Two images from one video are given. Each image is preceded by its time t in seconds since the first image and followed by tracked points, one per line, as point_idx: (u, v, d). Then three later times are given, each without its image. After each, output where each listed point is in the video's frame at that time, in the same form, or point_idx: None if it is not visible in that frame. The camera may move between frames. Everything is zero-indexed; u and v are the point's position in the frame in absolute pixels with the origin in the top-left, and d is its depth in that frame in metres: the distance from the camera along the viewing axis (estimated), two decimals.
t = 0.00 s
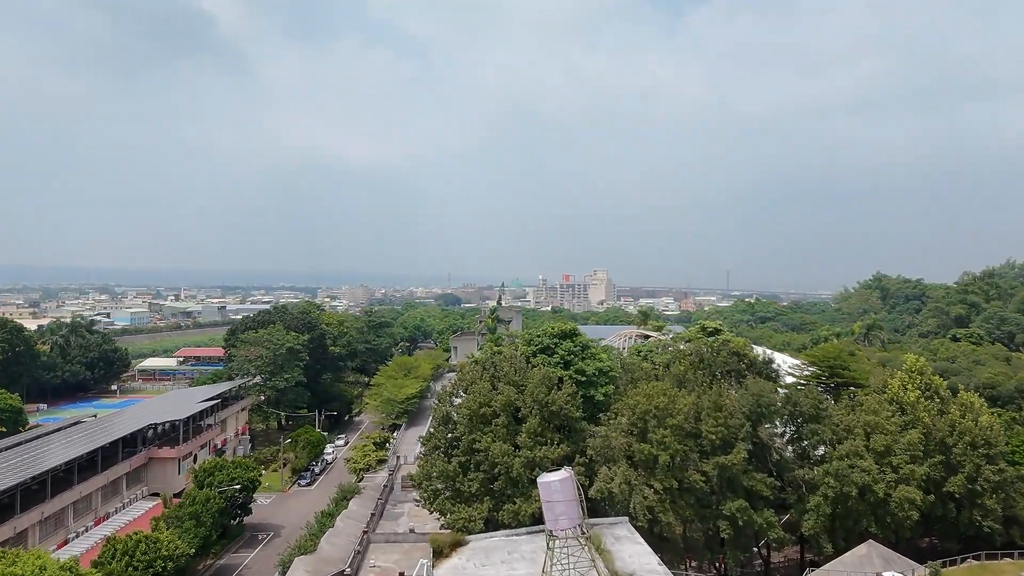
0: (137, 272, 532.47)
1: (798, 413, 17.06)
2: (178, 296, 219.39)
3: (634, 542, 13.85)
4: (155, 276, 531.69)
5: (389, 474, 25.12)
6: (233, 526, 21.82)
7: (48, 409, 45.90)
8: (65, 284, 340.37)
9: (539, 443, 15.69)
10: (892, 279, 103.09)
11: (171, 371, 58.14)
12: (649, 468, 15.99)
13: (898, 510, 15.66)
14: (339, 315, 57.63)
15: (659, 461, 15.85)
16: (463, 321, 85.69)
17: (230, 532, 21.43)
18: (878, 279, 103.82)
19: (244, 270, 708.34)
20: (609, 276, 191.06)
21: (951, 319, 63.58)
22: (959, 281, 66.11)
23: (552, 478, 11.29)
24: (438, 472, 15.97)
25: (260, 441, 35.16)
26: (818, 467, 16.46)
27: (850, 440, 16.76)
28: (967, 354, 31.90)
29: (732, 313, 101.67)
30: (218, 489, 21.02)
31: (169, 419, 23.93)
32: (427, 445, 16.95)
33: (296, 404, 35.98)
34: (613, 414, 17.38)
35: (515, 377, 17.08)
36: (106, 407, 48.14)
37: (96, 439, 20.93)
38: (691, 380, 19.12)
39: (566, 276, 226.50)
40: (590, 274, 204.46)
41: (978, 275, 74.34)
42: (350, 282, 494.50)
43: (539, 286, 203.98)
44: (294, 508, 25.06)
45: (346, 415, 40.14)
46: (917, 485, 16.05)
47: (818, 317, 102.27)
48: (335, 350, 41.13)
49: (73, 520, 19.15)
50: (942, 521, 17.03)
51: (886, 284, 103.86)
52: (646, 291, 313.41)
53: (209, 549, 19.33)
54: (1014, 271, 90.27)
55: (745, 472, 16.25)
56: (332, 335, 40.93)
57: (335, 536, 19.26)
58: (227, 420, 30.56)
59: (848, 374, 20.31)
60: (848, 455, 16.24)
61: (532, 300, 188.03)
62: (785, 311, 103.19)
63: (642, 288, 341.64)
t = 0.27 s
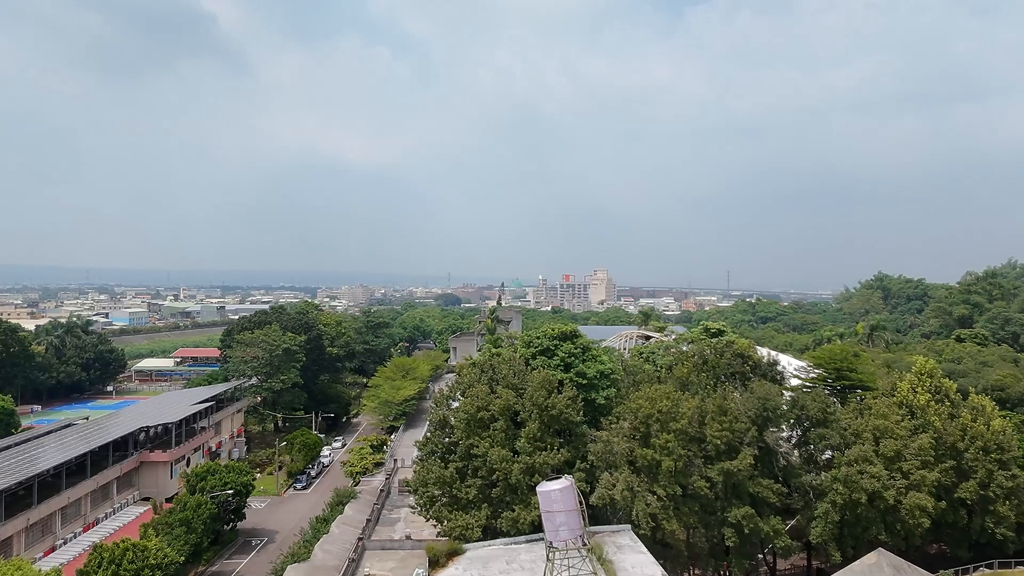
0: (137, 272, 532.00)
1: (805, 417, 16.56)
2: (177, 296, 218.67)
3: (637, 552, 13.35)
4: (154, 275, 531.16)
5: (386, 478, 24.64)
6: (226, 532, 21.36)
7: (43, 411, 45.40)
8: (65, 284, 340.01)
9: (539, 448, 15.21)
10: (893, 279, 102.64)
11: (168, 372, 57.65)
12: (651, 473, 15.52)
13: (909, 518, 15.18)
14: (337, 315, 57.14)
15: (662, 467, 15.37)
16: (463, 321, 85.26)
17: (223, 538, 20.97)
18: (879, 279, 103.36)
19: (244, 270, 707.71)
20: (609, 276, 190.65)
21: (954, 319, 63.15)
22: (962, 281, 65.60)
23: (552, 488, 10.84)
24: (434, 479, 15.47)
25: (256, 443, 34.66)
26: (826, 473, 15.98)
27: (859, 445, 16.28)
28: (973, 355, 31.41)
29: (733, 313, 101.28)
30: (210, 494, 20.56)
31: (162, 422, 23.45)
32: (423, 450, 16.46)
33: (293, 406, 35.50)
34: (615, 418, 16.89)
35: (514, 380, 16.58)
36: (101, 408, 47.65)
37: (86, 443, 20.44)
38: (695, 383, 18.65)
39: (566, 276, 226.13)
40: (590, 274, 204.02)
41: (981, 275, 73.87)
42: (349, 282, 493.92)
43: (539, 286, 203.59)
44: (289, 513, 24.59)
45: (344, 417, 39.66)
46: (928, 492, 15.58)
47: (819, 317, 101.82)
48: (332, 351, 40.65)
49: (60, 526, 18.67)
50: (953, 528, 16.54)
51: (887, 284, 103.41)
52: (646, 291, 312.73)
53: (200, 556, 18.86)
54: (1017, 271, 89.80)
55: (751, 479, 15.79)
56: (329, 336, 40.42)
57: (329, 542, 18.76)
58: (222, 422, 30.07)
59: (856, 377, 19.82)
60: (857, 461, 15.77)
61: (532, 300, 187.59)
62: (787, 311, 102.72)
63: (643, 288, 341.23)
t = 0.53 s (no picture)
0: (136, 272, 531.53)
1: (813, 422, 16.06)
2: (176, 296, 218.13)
3: (640, 562, 12.83)
4: (154, 275, 530.69)
5: (382, 482, 24.16)
6: (218, 537, 20.89)
7: (37, 412, 44.90)
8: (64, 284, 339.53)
9: (538, 454, 14.70)
10: (895, 279, 102.17)
11: (165, 372, 57.15)
12: (654, 480, 15.02)
13: (921, 526, 14.67)
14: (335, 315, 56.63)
15: (665, 473, 14.86)
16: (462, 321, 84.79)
17: (214, 544, 20.51)
18: (881, 279, 102.86)
19: (244, 270, 707.44)
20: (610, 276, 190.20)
21: (957, 319, 62.77)
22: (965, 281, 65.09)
23: (552, 498, 10.45)
24: (430, 485, 14.96)
25: (252, 446, 34.16)
26: (835, 480, 15.48)
27: (868, 450, 15.78)
28: (981, 356, 30.89)
29: (734, 313, 100.83)
30: (202, 500, 20.08)
31: (153, 426, 22.93)
32: (419, 455, 15.97)
33: (289, 408, 35.00)
34: (617, 422, 16.38)
35: (513, 383, 16.07)
36: (97, 409, 47.14)
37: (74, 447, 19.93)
38: (699, 387, 18.14)
39: (566, 276, 225.75)
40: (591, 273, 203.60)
41: (984, 275, 73.38)
42: (349, 282, 493.79)
43: (539, 286, 203.15)
44: (283, 518, 24.11)
45: (341, 419, 39.16)
46: (940, 499, 15.06)
47: (820, 317, 101.37)
48: (329, 352, 40.15)
49: (46, 533, 18.17)
50: (966, 537, 16.03)
51: (889, 284, 102.92)
52: (646, 291, 312.35)
53: (190, 564, 18.37)
54: (1019, 271, 89.31)
55: (757, 485, 15.29)
56: (327, 336, 39.91)
57: (323, 549, 18.26)
58: (216, 424, 29.58)
59: (864, 379, 19.30)
60: (867, 466, 15.26)
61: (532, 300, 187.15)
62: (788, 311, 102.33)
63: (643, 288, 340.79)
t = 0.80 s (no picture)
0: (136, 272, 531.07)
1: (821, 426, 15.55)
2: (175, 296, 217.57)
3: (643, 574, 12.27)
4: (154, 275, 530.20)
5: (378, 487, 23.63)
6: (209, 544, 20.43)
7: (31, 414, 44.40)
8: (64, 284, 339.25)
9: (537, 461, 14.19)
10: (897, 280, 101.71)
11: (161, 373, 56.69)
12: (657, 487, 14.51)
13: (934, 535, 14.16)
14: (333, 315, 56.11)
15: (669, 480, 14.34)
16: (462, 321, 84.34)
17: (206, 551, 20.05)
18: (883, 279, 102.35)
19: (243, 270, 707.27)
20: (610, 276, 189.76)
21: (960, 319, 62.32)
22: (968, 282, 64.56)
23: (552, 510, 9.89)
24: (425, 492, 14.45)
25: (248, 448, 33.62)
26: (844, 487, 14.97)
27: (878, 456, 15.26)
28: (988, 357, 30.36)
29: (735, 313, 100.42)
30: (192, 506, 19.59)
31: (144, 429, 22.43)
32: (415, 461, 15.47)
33: (285, 410, 34.50)
34: (618, 427, 15.87)
35: (511, 387, 15.56)
36: (92, 411, 46.65)
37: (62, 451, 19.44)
38: (703, 390, 17.62)
39: (566, 276, 225.44)
40: (591, 274, 203.17)
41: (987, 275, 72.88)
42: (349, 282, 493.67)
43: (539, 286, 202.84)
44: (277, 523, 23.58)
45: (338, 421, 38.64)
46: (953, 506, 14.55)
47: (822, 317, 100.89)
48: (326, 353, 39.61)
49: (32, 540, 17.65)
50: (979, 545, 15.51)
51: (891, 284, 102.43)
52: (646, 291, 311.96)
53: (179, 573, 17.86)
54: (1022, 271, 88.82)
55: (764, 492, 14.78)
56: (323, 337, 39.43)
57: (316, 557, 17.75)
58: (210, 427, 29.07)
59: (873, 382, 18.76)
60: (878, 473, 14.74)
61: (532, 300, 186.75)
62: (789, 311, 101.91)
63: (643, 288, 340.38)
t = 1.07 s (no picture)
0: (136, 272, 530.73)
1: (830, 432, 15.03)
2: (175, 296, 217.10)
3: None
4: (153, 275, 529.92)
5: (374, 491, 23.11)
6: (200, 550, 19.94)
7: (25, 415, 43.88)
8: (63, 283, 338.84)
9: (535, 468, 13.68)
10: (898, 279, 101.22)
11: (158, 374, 56.20)
12: (661, 495, 13.98)
13: (948, 545, 13.64)
14: (331, 316, 55.62)
15: (673, 487, 13.82)
16: (461, 321, 83.85)
17: (196, 557, 19.57)
18: (885, 279, 101.86)
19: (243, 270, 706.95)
20: (610, 275, 189.30)
21: (964, 320, 61.88)
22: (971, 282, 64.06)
23: (551, 522, 9.38)
24: (420, 500, 13.93)
25: (243, 451, 33.09)
26: (854, 495, 14.45)
27: (890, 462, 14.74)
28: (995, 359, 29.86)
29: (736, 313, 99.93)
30: (182, 512, 19.09)
31: (134, 433, 21.88)
32: (409, 467, 14.95)
33: (281, 411, 34.00)
34: (620, 432, 15.35)
35: (509, 391, 15.05)
36: (86, 412, 46.14)
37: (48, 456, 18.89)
38: (707, 394, 17.09)
39: (566, 276, 225.03)
40: (591, 274, 202.72)
41: (990, 275, 72.38)
42: (349, 282, 493.28)
43: (539, 286, 202.41)
44: (271, 528, 23.07)
45: (335, 423, 38.14)
46: (967, 515, 14.03)
47: (823, 317, 100.41)
48: (323, 354, 39.11)
49: (16, 548, 17.11)
50: (993, 555, 14.99)
51: (893, 284, 101.93)
52: (647, 291, 311.50)
53: None
54: None
55: (771, 500, 14.26)
56: (320, 338, 38.95)
57: (309, 565, 17.24)
58: (203, 430, 28.54)
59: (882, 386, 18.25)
60: (889, 480, 14.22)
61: (532, 300, 186.30)
62: (791, 311, 101.51)
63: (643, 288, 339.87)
